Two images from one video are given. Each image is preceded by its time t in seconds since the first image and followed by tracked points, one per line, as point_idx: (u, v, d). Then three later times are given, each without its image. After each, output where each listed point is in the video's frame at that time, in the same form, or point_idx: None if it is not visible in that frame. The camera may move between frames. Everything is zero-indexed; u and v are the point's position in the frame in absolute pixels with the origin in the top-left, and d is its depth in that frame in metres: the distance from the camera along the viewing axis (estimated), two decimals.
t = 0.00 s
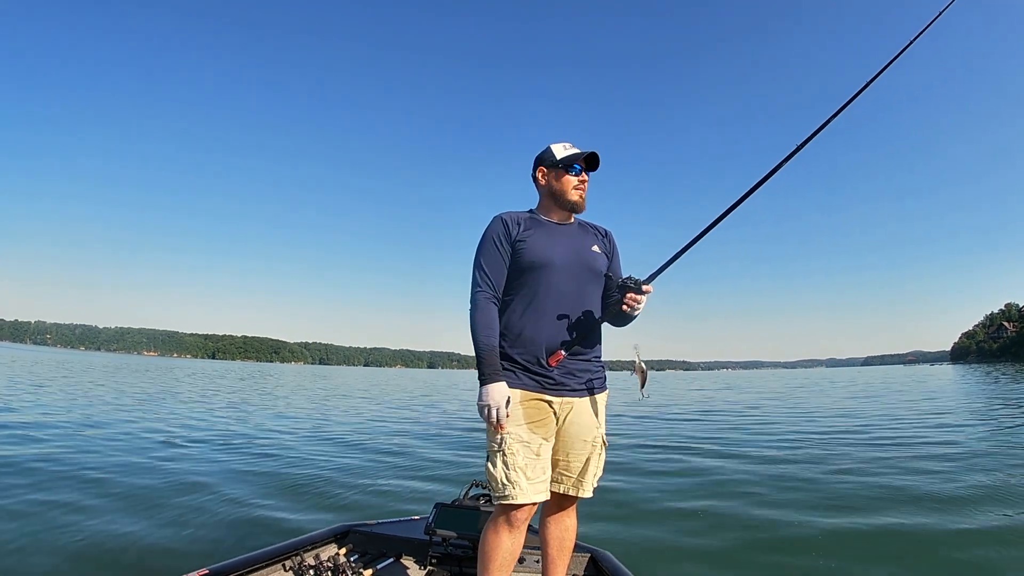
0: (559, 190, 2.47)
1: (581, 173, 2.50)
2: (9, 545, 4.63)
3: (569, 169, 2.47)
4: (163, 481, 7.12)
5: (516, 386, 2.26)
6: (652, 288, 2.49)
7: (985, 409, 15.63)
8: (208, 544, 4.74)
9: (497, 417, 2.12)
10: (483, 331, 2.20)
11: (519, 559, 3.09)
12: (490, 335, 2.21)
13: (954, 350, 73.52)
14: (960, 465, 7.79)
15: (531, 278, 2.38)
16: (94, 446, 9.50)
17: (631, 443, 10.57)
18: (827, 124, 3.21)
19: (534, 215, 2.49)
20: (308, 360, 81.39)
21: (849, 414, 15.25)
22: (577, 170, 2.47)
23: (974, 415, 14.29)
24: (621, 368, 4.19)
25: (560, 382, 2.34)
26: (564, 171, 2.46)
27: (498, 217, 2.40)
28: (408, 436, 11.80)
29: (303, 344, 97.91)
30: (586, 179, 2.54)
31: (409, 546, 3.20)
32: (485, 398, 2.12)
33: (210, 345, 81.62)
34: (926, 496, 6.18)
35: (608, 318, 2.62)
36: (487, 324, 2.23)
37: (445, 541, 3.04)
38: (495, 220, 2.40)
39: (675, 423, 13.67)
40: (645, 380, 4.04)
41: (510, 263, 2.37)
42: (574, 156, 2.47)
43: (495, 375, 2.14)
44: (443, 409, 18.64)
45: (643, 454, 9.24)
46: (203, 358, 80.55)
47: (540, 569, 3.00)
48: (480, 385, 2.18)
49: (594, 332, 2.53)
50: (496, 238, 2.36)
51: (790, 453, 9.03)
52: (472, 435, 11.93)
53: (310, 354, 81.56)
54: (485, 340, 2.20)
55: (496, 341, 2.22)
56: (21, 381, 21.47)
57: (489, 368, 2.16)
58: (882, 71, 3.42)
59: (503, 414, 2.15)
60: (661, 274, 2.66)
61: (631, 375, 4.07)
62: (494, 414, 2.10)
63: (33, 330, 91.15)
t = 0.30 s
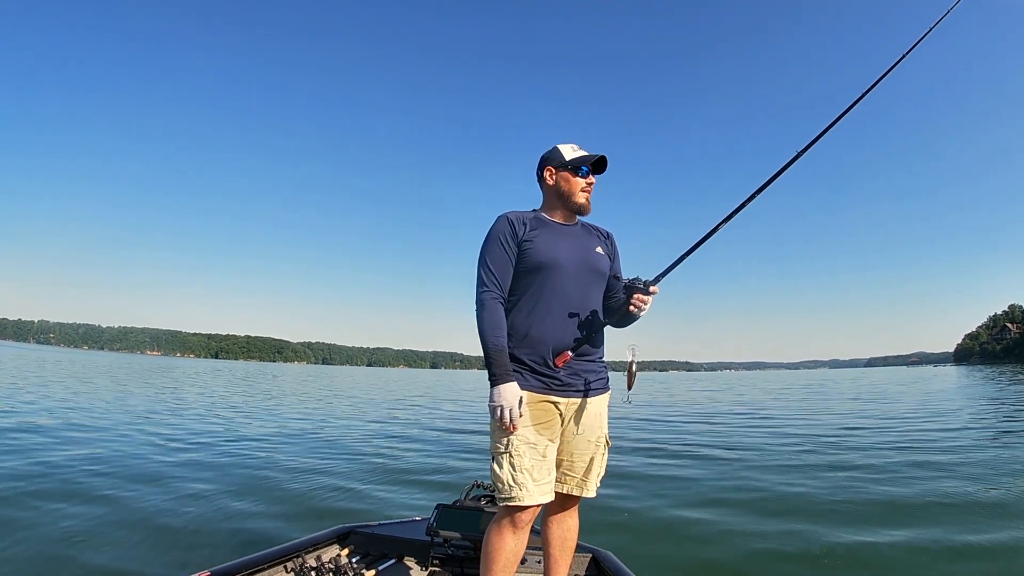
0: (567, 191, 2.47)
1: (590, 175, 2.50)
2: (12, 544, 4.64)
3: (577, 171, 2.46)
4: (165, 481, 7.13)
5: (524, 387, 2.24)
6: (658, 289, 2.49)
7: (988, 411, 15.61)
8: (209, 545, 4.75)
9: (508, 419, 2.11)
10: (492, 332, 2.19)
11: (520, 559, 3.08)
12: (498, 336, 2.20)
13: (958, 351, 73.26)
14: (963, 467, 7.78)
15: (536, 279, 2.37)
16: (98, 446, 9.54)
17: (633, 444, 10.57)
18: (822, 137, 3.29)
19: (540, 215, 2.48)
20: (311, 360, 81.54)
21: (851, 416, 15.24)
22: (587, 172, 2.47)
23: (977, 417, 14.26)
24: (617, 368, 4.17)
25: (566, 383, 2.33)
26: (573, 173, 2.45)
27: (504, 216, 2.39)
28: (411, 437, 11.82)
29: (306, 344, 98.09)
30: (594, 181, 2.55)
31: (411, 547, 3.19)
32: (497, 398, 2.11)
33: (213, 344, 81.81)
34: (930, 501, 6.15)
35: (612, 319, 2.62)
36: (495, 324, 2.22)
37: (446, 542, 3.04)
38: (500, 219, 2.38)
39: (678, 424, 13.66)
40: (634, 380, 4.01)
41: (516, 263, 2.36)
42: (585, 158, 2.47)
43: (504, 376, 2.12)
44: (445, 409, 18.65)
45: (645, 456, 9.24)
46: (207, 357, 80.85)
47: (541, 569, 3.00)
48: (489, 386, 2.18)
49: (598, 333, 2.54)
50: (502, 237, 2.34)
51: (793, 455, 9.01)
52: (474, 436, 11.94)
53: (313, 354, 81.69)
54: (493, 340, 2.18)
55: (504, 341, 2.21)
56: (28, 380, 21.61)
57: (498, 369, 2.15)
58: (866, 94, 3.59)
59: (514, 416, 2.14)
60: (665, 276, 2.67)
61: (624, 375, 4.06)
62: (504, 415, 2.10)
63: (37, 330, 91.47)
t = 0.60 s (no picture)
0: (568, 191, 2.47)
1: (591, 175, 2.50)
2: (14, 542, 4.67)
3: (579, 172, 2.47)
4: (167, 480, 7.16)
5: (524, 388, 2.24)
6: (658, 292, 2.48)
7: (991, 412, 15.58)
8: (210, 544, 4.76)
9: (509, 421, 2.11)
10: (492, 333, 2.19)
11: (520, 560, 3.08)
12: (498, 336, 2.20)
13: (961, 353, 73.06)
14: (964, 469, 7.77)
15: (536, 280, 2.38)
16: (102, 445, 9.58)
17: (635, 446, 10.57)
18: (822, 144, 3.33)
19: (540, 215, 2.48)
20: (314, 359, 81.69)
21: (853, 417, 15.22)
22: (588, 173, 2.48)
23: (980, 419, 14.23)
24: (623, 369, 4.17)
25: (566, 384, 2.34)
26: (574, 173, 2.46)
27: (505, 217, 2.39)
28: (414, 437, 11.83)
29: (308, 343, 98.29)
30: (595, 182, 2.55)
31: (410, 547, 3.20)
32: (498, 400, 2.11)
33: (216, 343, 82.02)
34: (931, 503, 6.14)
35: (611, 321, 2.62)
36: (495, 324, 2.22)
37: (446, 542, 3.04)
38: (501, 219, 2.38)
39: (679, 426, 13.65)
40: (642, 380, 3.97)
41: (516, 264, 2.36)
42: (587, 158, 2.48)
43: (505, 377, 2.12)
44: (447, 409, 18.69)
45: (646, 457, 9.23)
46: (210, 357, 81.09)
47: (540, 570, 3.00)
48: (489, 388, 2.18)
49: (598, 334, 2.54)
50: (502, 237, 2.34)
51: (794, 456, 9.01)
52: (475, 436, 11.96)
53: (316, 353, 81.83)
54: (494, 340, 2.18)
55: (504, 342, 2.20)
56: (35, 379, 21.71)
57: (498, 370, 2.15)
58: (864, 103, 3.65)
59: (515, 417, 2.14)
60: (664, 279, 2.69)
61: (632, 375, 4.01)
62: (504, 417, 2.10)
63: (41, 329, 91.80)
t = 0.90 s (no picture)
0: (568, 192, 2.48)
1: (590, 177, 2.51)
2: (15, 542, 4.69)
3: (578, 172, 2.48)
4: (168, 480, 7.19)
5: (520, 388, 2.25)
6: (655, 293, 2.49)
7: (993, 411, 15.56)
8: (209, 544, 4.78)
9: (507, 422, 2.12)
10: (489, 334, 2.20)
11: (519, 560, 3.09)
12: (495, 338, 2.21)
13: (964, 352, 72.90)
14: (965, 468, 7.76)
15: (532, 281, 2.39)
16: (104, 445, 9.63)
17: (636, 445, 10.58)
18: (822, 145, 3.34)
19: (537, 216, 2.48)
20: (316, 360, 81.76)
21: (855, 417, 15.20)
22: (587, 174, 2.49)
23: (982, 417, 14.20)
24: (625, 368, 4.19)
25: (563, 384, 2.34)
26: (574, 174, 2.47)
27: (501, 218, 2.39)
28: (415, 437, 11.85)
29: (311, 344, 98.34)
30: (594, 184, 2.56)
31: (409, 546, 3.21)
32: (496, 401, 2.12)
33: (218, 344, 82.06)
34: (931, 501, 6.14)
35: (608, 321, 2.63)
36: (492, 326, 2.23)
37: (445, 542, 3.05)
38: (498, 220, 2.39)
39: (681, 426, 13.65)
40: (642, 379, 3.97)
41: (513, 266, 2.36)
42: (586, 160, 2.49)
43: (502, 378, 2.13)
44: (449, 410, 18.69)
45: (647, 457, 9.23)
46: (213, 357, 81.30)
47: (539, 570, 3.01)
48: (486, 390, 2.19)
49: (595, 335, 2.55)
50: (499, 239, 2.35)
51: (795, 456, 9.00)
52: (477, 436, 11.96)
53: (318, 353, 81.90)
54: (491, 343, 2.19)
55: (501, 344, 2.21)
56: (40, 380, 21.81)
57: (495, 372, 2.16)
58: (864, 105, 3.67)
59: (513, 418, 2.15)
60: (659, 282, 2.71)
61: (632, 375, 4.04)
62: (502, 418, 2.11)
63: (44, 330, 92.05)
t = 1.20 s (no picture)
0: (568, 192, 2.48)
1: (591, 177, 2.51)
2: (18, 543, 4.72)
3: (579, 173, 2.47)
4: (169, 480, 7.21)
5: (520, 388, 2.24)
6: (655, 293, 2.49)
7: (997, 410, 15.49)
8: (210, 544, 4.80)
9: (508, 423, 2.12)
10: (489, 334, 2.19)
11: (519, 560, 3.09)
12: (496, 338, 2.21)
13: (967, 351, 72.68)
14: (967, 468, 7.73)
15: (533, 281, 2.38)
16: (107, 445, 9.67)
17: (637, 445, 10.58)
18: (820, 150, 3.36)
19: (537, 216, 2.48)
20: (318, 360, 81.86)
21: (859, 417, 15.15)
22: (589, 174, 2.49)
23: (986, 417, 14.14)
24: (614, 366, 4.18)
25: (563, 384, 2.34)
26: (574, 175, 2.47)
27: (501, 219, 2.39)
28: (416, 437, 11.88)
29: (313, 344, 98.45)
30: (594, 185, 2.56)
31: (409, 546, 3.20)
32: (495, 401, 2.12)
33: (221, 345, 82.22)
34: (932, 502, 6.13)
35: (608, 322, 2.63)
36: (493, 326, 2.22)
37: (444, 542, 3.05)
38: (498, 221, 2.38)
39: (683, 426, 13.64)
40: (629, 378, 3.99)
41: (513, 267, 2.36)
42: (587, 160, 2.49)
43: (502, 378, 2.13)
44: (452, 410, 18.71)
45: (648, 457, 9.23)
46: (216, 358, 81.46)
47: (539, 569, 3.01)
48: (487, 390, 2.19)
49: (595, 335, 2.55)
50: (499, 240, 2.34)
51: (797, 455, 8.98)
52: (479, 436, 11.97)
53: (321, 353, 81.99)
54: (491, 343, 2.19)
55: (501, 344, 2.21)
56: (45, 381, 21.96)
57: (495, 372, 2.16)
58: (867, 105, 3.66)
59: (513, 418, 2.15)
60: (664, 280, 2.68)
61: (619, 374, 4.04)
62: (502, 417, 2.11)
63: (47, 330, 92.32)
